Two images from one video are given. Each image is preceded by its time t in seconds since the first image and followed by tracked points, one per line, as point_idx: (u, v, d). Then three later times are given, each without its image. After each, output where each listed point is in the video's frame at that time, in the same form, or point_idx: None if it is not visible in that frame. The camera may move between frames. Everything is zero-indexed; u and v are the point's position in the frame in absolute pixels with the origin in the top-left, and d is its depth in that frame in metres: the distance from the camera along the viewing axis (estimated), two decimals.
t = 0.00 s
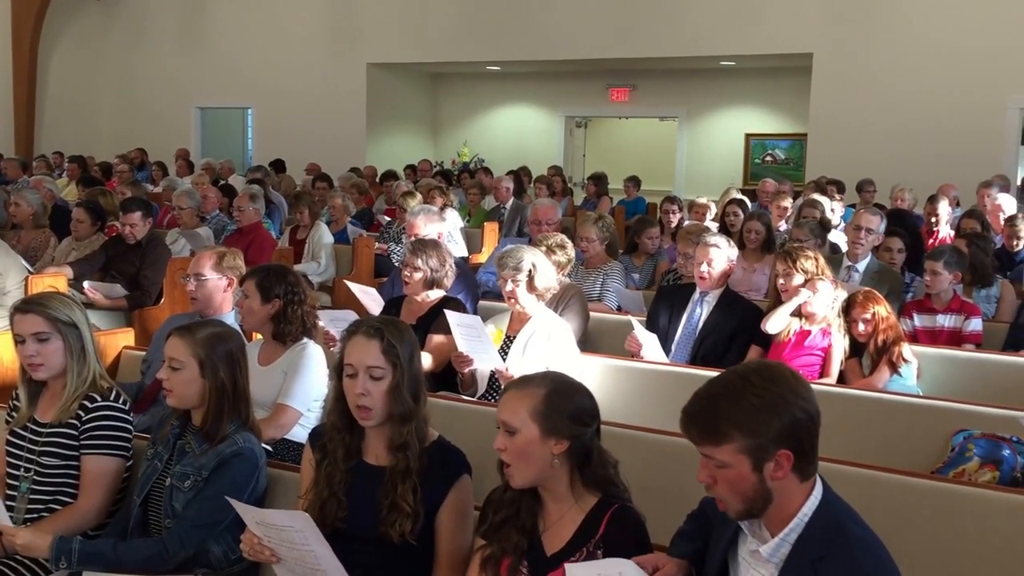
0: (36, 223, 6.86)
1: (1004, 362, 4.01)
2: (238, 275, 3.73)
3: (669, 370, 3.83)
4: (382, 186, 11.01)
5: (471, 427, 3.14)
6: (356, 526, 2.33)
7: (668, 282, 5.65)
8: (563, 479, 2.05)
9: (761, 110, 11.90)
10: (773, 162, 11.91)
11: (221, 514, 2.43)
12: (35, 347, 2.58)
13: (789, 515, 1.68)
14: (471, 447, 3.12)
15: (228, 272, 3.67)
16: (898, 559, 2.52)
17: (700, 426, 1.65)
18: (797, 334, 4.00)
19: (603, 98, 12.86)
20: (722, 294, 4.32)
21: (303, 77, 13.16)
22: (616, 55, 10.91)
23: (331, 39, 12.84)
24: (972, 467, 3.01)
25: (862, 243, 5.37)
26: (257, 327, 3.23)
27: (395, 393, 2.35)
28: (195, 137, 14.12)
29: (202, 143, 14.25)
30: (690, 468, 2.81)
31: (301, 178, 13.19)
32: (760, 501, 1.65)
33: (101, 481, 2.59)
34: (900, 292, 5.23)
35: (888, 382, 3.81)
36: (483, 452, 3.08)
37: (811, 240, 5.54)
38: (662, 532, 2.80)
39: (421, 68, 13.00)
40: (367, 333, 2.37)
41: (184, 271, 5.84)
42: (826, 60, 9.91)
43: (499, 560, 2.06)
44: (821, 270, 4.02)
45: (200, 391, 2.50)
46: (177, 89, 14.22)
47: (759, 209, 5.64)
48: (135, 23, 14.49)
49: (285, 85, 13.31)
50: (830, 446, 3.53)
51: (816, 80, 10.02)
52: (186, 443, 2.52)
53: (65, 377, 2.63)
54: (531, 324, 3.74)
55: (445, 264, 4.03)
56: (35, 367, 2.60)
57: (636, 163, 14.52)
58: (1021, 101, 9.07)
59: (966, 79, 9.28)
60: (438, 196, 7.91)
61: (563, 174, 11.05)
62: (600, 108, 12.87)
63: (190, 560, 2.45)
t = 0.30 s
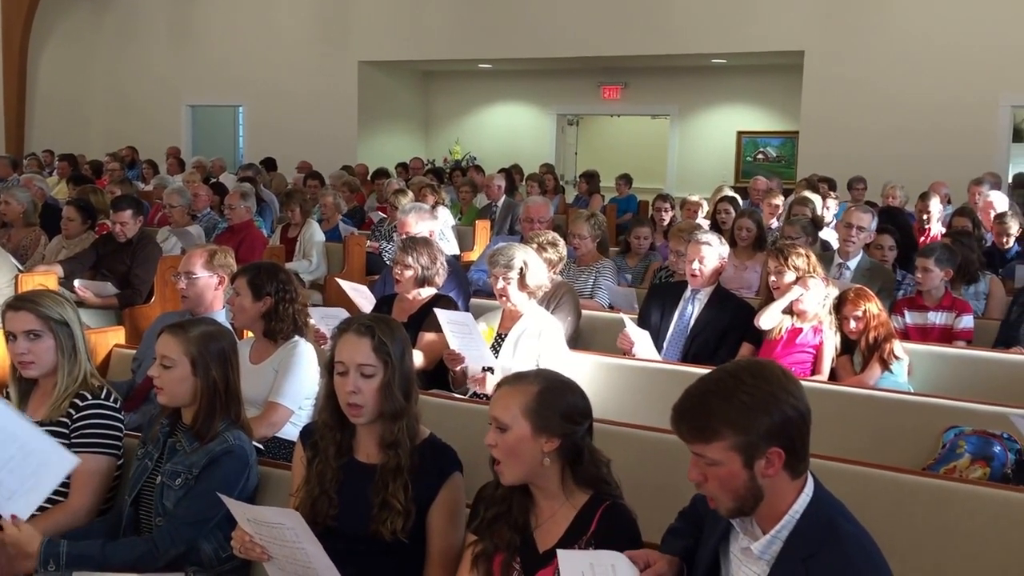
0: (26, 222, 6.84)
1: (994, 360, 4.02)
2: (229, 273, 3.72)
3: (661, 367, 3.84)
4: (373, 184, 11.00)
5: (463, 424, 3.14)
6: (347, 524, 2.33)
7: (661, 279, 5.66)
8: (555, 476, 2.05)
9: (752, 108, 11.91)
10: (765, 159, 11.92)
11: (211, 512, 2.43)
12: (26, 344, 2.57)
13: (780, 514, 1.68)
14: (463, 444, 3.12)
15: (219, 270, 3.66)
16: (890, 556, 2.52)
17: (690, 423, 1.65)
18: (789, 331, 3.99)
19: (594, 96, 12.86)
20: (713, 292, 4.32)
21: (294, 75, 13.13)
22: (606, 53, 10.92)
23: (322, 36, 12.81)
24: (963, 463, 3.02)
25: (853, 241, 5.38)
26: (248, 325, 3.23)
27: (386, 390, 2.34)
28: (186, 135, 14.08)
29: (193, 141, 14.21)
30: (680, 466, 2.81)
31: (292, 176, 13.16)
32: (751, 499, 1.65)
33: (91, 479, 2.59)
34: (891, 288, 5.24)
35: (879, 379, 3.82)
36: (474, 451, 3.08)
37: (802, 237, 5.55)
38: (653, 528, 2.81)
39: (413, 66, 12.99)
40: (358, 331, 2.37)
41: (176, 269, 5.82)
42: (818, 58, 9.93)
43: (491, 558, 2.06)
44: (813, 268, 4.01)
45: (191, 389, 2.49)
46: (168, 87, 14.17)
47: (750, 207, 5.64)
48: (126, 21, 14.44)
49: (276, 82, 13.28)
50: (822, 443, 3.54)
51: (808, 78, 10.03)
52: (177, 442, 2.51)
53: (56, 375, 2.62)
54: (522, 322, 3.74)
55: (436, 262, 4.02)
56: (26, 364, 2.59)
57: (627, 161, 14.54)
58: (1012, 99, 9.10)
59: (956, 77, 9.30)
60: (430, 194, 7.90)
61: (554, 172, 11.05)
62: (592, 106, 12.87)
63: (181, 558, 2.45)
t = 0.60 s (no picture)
0: (16, 219, 6.81)
1: (984, 356, 4.03)
2: (220, 270, 3.72)
3: (652, 364, 3.84)
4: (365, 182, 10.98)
5: (455, 421, 3.14)
6: (338, 522, 2.32)
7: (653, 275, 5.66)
8: (546, 473, 2.05)
9: (744, 105, 11.92)
10: (757, 156, 11.94)
11: (202, 509, 2.42)
12: (17, 342, 2.56)
13: (771, 510, 1.69)
14: (455, 442, 3.11)
15: (210, 268, 3.65)
16: (881, 552, 2.52)
17: (682, 418, 1.65)
18: (781, 328, 4.01)
19: (586, 92, 12.85)
20: (705, 288, 4.33)
21: (286, 72, 13.10)
22: (598, 49, 10.92)
23: (314, 33, 12.79)
24: (955, 459, 3.03)
25: (845, 237, 5.39)
26: (240, 322, 3.22)
27: (377, 387, 2.34)
28: (177, 133, 14.03)
29: (184, 139, 14.17)
30: (672, 463, 2.82)
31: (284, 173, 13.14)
32: (744, 494, 1.65)
33: (81, 476, 2.59)
34: (883, 285, 5.25)
35: (871, 376, 3.81)
36: (465, 449, 3.08)
37: (794, 234, 5.55)
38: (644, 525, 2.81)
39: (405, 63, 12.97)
40: (349, 328, 2.37)
41: (167, 267, 5.80)
42: (809, 54, 9.94)
43: (483, 554, 2.06)
44: (804, 264, 4.05)
45: (183, 385, 2.48)
46: (159, 84, 14.13)
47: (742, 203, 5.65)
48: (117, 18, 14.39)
49: (268, 79, 13.25)
50: (814, 439, 3.54)
51: (800, 75, 10.04)
52: (168, 440, 2.50)
53: (47, 372, 2.62)
54: (514, 319, 3.74)
55: (428, 259, 4.01)
56: (17, 361, 2.58)
57: (620, 158, 14.55)
58: (1003, 96, 9.12)
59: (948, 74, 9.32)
60: (422, 191, 7.89)
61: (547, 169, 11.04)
62: (584, 103, 12.87)
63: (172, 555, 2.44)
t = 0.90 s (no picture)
0: (7, 216, 6.79)
1: (976, 351, 4.05)
2: (212, 267, 3.71)
3: (644, 360, 3.84)
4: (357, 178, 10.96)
5: (447, 418, 3.13)
6: (329, 518, 2.32)
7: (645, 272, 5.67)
8: (539, 468, 2.05)
9: (736, 101, 11.93)
10: (750, 152, 11.94)
11: (194, 507, 2.41)
12: (9, 339, 2.55)
13: (763, 505, 1.69)
14: (447, 439, 3.11)
15: (202, 264, 3.64)
16: (873, 547, 2.53)
17: (675, 413, 1.65)
18: (773, 324, 4.02)
19: (579, 89, 12.85)
20: (697, 284, 4.33)
21: (277, 69, 13.07)
22: (589, 45, 10.92)
23: (306, 29, 12.76)
24: (946, 454, 3.05)
25: (837, 233, 5.40)
26: (231, 319, 3.21)
27: (369, 383, 2.34)
28: (169, 130, 13.99)
29: (176, 136, 14.12)
30: (664, 459, 2.82)
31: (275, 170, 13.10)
32: (736, 490, 1.65)
33: (73, 472, 2.59)
34: (875, 281, 5.27)
35: (863, 371, 3.82)
36: (458, 446, 3.07)
37: (786, 229, 5.56)
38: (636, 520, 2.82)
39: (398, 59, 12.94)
40: (341, 324, 2.37)
41: (158, 264, 5.79)
42: (801, 50, 9.96)
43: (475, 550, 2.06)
44: (796, 260, 4.03)
45: (174, 382, 2.48)
46: (150, 81, 14.08)
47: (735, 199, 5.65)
48: (107, 14, 14.34)
49: (259, 76, 13.22)
50: (806, 435, 3.55)
51: (791, 71, 10.06)
52: (160, 437, 2.50)
53: (38, 370, 2.61)
54: (506, 315, 3.74)
55: (419, 256, 4.01)
56: (8, 358, 2.57)
57: (612, 155, 14.55)
58: (994, 92, 9.15)
59: (939, 71, 9.34)
60: (414, 187, 7.88)
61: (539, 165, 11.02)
62: (576, 100, 12.87)
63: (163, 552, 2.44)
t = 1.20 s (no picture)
0: None
1: (966, 346, 4.06)
2: (204, 263, 3.70)
3: (636, 355, 3.84)
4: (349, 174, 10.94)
5: (440, 414, 3.13)
6: (322, 513, 2.32)
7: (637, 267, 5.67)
8: (532, 463, 2.06)
9: (729, 97, 11.94)
10: (742, 148, 11.94)
11: (188, 503, 2.41)
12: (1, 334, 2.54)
13: (757, 500, 1.70)
14: (439, 434, 3.11)
15: (193, 261, 3.63)
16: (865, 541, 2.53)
17: (669, 409, 1.66)
18: (765, 319, 4.03)
19: (571, 85, 12.86)
20: (689, 280, 4.34)
21: (269, 64, 13.03)
22: (581, 41, 10.92)
23: (298, 25, 12.73)
24: (937, 449, 3.06)
25: (828, 228, 5.42)
26: (222, 314, 3.20)
27: (360, 378, 2.34)
28: (160, 126, 13.95)
29: (167, 132, 14.08)
30: (656, 455, 2.83)
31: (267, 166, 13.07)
32: (731, 484, 1.66)
33: (66, 468, 2.58)
34: (866, 276, 5.28)
35: (855, 366, 3.84)
36: (450, 441, 3.07)
37: (778, 225, 5.57)
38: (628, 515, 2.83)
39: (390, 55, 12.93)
40: (333, 319, 2.36)
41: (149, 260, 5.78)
42: (793, 46, 9.97)
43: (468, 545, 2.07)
44: (788, 255, 4.03)
45: (163, 376, 2.47)
46: (141, 77, 14.04)
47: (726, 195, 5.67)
48: (98, 9, 14.29)
49: (251, 72, 13.18)
50: (799, 430, 3.55)
51: (783, 66, 10.07)
52: (152, 433, 2.49)
53: (30, 366, 2.60)
54: (498, 310, 3.74)
55: (411, 251, 4.01)
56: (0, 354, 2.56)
57: (604, 151, 14.55)
58: (985, 87, 9.17)
59: (930, 67, 9.36)
60: (406, 183, 7.87)
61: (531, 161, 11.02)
62: (568, 95, 12.88)
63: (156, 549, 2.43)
